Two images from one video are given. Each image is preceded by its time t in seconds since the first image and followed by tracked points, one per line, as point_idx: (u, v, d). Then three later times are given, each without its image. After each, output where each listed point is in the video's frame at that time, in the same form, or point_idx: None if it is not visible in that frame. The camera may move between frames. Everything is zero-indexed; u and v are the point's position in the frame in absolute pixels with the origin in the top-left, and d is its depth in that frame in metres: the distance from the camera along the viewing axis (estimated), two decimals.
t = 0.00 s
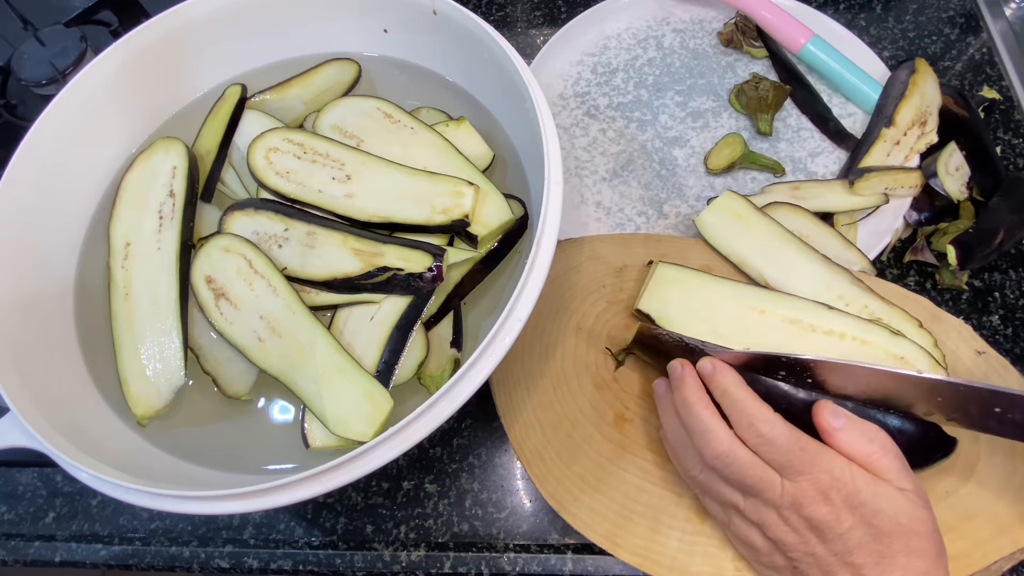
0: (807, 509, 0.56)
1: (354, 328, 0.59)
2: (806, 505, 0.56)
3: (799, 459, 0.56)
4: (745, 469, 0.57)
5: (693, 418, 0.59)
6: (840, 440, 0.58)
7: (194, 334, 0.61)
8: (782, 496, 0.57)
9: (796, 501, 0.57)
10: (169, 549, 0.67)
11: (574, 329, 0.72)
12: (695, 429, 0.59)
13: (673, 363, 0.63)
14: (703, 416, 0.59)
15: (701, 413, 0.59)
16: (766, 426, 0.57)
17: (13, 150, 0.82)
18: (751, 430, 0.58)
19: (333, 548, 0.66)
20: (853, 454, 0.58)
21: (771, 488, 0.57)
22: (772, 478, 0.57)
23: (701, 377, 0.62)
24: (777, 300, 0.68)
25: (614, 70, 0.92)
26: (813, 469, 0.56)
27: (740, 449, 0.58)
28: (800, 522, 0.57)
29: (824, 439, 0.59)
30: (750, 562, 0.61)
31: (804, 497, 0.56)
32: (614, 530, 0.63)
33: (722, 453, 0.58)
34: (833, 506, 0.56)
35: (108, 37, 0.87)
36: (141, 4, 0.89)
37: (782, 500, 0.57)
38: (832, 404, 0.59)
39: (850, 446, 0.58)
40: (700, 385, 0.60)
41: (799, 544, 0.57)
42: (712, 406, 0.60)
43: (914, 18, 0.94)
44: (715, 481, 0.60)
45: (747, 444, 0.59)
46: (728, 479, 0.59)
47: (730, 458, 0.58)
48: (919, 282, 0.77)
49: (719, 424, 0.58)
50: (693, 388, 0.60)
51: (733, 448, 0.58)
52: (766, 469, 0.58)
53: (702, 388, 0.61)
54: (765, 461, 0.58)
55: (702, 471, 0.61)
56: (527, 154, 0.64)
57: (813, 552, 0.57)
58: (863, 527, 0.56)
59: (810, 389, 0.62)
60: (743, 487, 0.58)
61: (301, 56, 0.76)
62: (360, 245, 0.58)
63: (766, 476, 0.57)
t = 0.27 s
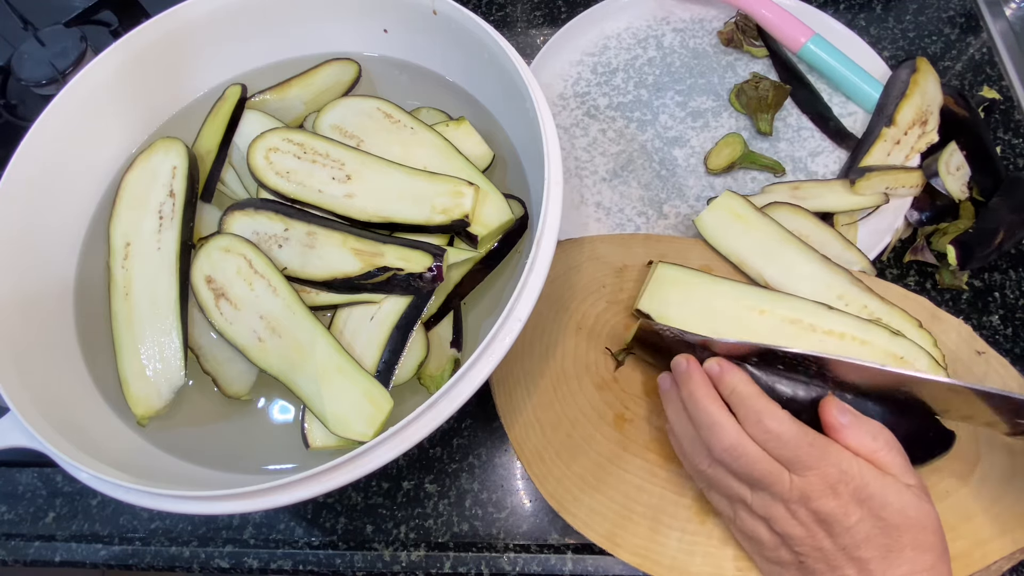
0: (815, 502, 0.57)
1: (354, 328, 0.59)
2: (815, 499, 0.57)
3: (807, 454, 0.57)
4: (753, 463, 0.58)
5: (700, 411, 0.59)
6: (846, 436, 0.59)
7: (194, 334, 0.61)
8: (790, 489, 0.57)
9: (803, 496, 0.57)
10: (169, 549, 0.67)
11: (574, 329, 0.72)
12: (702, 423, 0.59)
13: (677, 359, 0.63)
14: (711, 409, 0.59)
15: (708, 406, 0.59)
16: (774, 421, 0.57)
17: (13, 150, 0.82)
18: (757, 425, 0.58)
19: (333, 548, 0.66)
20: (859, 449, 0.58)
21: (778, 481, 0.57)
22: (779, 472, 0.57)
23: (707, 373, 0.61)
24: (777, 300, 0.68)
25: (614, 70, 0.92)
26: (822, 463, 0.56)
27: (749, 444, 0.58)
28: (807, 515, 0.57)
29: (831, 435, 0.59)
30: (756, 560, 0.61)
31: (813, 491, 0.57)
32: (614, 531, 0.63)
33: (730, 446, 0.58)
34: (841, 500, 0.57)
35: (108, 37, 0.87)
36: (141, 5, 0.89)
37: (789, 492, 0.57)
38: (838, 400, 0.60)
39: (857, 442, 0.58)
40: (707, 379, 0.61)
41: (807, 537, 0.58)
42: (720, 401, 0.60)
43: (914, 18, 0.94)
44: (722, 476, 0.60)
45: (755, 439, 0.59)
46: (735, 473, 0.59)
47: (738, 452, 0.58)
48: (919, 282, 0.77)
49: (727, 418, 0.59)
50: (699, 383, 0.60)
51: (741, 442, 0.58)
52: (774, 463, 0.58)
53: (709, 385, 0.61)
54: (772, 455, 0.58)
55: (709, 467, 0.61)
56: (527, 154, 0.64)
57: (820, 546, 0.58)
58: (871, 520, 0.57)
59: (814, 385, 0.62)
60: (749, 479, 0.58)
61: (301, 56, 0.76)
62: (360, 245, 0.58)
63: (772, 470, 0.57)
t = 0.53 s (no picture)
0: (813, 501, 0.56)
1: (354, 328, 0.59)
2: (813, 497, 0.57)
3: (806, 452, 0.57)
4: (753, 461, 0.57)
5: (701, 409, 0.59)
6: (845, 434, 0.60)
7: (194, 335, 0.61)
8: (790, 488, 0.57)
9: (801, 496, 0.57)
10: (169, 549, 0.67)
11: (574, 329, 0.72)
12: (702, 421, 0.59)
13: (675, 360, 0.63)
14: (712, 407, 0.59)
15: (710, 404, 0.59)
16: (774, 420, 0.58)
17: (13, 151, 0.82)
18: (757, 425, 0.58)
19: (333, 548, 0.66)
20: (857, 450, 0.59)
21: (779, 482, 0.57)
22: (778, 472, 0.57)
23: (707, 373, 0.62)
24: (777, 300, 0.68)
25: (614, 70, 0.92)
26: (821, 461, 0.57)
27: (749, 442, 0.58)
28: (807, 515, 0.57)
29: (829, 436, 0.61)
30: (754, 559, 0.61)
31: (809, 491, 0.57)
32: (614, 530, 0.63)
33: (730, 444, 0.58)
34: (839, 497, 0.57)
35: (108, 37, 0.87)
36: (141, 5, 0.89)
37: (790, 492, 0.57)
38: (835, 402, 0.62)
39: (857, 442, 0.59)
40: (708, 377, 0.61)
41: (804, 536, 0.58)
42: (719, 399, 0.60)
43: (914, 18, 0.94)
44: (721, 476, 0.60)
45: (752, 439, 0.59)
46: (734, 472, 0.59)
47: (737, 450, 0.58)
48: (919, 282, 0.77)
49: (727, 416, 0.58)
50: (700, 381, 0.60)
51: (741, 440, 0.58)
52: (773, 462, 0.57)
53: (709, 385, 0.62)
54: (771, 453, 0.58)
55: (708, 465, 0.61)
56: (527, 154, 0.64)
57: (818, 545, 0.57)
58: (869, 518, 0.56)
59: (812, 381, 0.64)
60: (748, 478, 0.58)
61: (301, 56, 0.76)
62: (360, 245, 0.58)
63: (772, 469, 0.57)
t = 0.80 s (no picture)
0: (813, 497, 0.56)
1: (354, 328, 0.59)
2: (813, 493, 0.56)
3: (809, 449, 0.57)
4: (753, 456, 0.57)
5: (704, 403, 0.59)
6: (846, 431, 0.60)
7: (194, 335, 0.61)
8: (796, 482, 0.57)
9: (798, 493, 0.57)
10: (169, 549, 0.67)
11: (574, 329, 0.72)
12: (704, 416, 0.59)
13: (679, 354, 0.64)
14: (714, 403, 0.59)
15: (711, 399, 0.59)
16: (777, 416, 0.57)
17: (13, 151, 0.82)
18: (757, 421, 0.58)
19: (333, 548, 0.66)
20: (861, 445, 0.59)
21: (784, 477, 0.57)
22: (780, 467, 0.57)
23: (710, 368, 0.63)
24: (777, 299, 0.68)
25: (614, 70, 0.92)
26: (822, 458, 0.57)
27: (750, 438, 0.58)
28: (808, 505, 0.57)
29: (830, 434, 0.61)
30: (753, 558, 0.61)
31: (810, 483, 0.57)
32: (614, 530, 0.63)
33: (731, 439, 0.58)
34: (838, 494, 0.56)
35: (108, 37, 0.87)
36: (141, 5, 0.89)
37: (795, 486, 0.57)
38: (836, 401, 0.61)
39: (858, 439, 0.60)
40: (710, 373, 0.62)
41: (804, 532, 0.57)
42: (721, 394, 0.60)
43: (914, 18, 0.94)
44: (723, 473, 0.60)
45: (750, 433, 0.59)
46: (736, 468, 0.59)
47: (739, 445, 0.58)
48: (919, 282, 0.77)
49: (729, 412, 0.59)
50: (704, 377, 0.61)
51: (741, 436, 0.58)
52: (774, 457, 0.57)
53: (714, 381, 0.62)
54: (773, 448, 0.58)
55: (710, 460, 0.61)
56: (527, 154, 0.64)
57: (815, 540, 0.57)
58: (869, 515, 0.56)
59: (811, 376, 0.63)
60: (750, 474, 0.58)
61: (301, 56, 0.76)
62: (360, 245, 0.58)
63: (773, 465, 0.57)
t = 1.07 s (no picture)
0: (813, 503, 0.56)
1: (354, 328, 0.59)
2: (813, 499, 0.57)
3: (809, 455, 0.56)
4: (754, 465, 0.57)
5: (703, 412, 0.59)
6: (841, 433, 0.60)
7: (194, 335, 0.61)
8: (794, 489, 0.57)
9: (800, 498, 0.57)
10: (169, 549, 0.67)
11: (574, 329, 0.72)
12: (703, 424, 0.59)
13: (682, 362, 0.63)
14: (714, 412, 0.59)
15: (711, 408, 0.59)
16: (776, 422, 0.57)
17: (12, 151, 0.82)
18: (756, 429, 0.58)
19: (333, 548, 0.66)
20: (857, 449, 0.59)
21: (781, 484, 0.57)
22: (779, 474, 0.57)
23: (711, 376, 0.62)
24: (778, 300, 0.68)
25: (614, 70, 0.92)
26: (822, 464, 0.57)
27: (750, 446, 0.58)
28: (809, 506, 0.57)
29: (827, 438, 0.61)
30: (750, 558, 0.61)
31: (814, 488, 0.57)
32: (614, 530, 0.63)
33: (730, 448, 0.57)
34: (838, 500, 0.57)
35: (108, 37, 0.87)
36: (141, 5, 0.89)
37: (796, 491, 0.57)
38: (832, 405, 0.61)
39: (853, 443, 0.59)
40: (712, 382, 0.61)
41: (803, 538, 0.58)
42: (721, 402, 0.60)
43: (914, 18, 0.94)
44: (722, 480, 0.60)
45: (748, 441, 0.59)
46: (734, 476, 0.59)
47: (739, 455, 0.57)
48: (919, 282, 0.77)
49: (729, 421, 0.58)
50: (704, 387, 0.61)
51: (740, 446, 0.57)
52: (774, 464, 0.57)
53: (713, 390, 0.62)
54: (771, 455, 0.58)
55: (708, 467, 0.61)
56: (527, 154, 0.64)
57: (816, 543, 0.57)
58: (868, 520, 0.56)
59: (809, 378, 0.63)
60: (749, 482, 0.58)
61: (301, 56, 0.76)
62: (360, 245, 0.58)
63: (773, 473, 0.57)
